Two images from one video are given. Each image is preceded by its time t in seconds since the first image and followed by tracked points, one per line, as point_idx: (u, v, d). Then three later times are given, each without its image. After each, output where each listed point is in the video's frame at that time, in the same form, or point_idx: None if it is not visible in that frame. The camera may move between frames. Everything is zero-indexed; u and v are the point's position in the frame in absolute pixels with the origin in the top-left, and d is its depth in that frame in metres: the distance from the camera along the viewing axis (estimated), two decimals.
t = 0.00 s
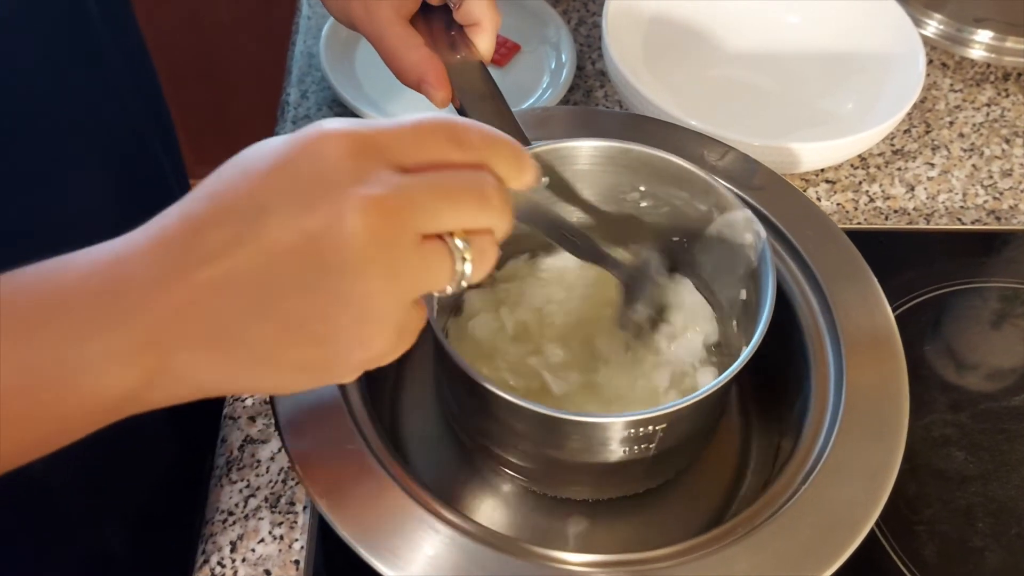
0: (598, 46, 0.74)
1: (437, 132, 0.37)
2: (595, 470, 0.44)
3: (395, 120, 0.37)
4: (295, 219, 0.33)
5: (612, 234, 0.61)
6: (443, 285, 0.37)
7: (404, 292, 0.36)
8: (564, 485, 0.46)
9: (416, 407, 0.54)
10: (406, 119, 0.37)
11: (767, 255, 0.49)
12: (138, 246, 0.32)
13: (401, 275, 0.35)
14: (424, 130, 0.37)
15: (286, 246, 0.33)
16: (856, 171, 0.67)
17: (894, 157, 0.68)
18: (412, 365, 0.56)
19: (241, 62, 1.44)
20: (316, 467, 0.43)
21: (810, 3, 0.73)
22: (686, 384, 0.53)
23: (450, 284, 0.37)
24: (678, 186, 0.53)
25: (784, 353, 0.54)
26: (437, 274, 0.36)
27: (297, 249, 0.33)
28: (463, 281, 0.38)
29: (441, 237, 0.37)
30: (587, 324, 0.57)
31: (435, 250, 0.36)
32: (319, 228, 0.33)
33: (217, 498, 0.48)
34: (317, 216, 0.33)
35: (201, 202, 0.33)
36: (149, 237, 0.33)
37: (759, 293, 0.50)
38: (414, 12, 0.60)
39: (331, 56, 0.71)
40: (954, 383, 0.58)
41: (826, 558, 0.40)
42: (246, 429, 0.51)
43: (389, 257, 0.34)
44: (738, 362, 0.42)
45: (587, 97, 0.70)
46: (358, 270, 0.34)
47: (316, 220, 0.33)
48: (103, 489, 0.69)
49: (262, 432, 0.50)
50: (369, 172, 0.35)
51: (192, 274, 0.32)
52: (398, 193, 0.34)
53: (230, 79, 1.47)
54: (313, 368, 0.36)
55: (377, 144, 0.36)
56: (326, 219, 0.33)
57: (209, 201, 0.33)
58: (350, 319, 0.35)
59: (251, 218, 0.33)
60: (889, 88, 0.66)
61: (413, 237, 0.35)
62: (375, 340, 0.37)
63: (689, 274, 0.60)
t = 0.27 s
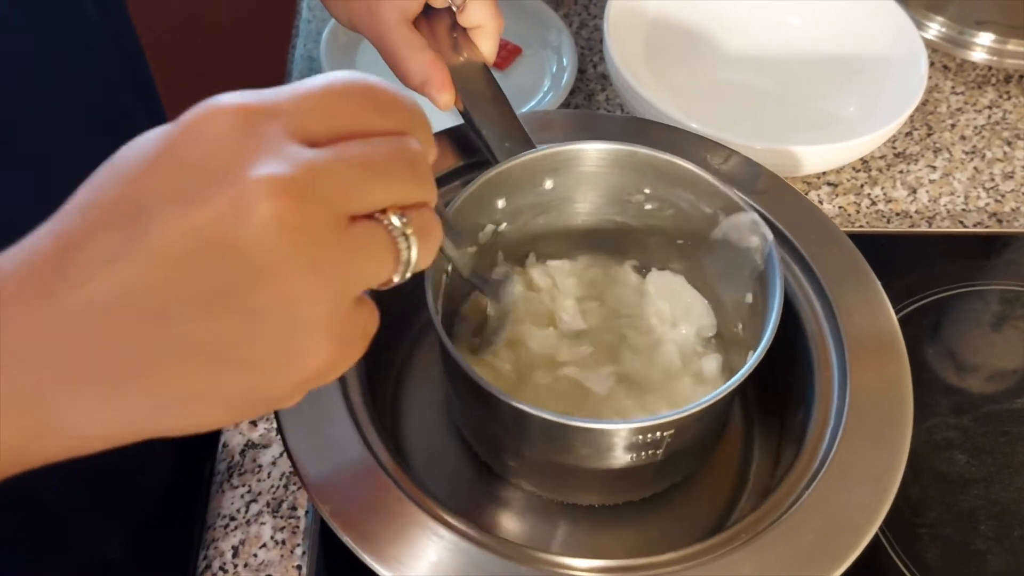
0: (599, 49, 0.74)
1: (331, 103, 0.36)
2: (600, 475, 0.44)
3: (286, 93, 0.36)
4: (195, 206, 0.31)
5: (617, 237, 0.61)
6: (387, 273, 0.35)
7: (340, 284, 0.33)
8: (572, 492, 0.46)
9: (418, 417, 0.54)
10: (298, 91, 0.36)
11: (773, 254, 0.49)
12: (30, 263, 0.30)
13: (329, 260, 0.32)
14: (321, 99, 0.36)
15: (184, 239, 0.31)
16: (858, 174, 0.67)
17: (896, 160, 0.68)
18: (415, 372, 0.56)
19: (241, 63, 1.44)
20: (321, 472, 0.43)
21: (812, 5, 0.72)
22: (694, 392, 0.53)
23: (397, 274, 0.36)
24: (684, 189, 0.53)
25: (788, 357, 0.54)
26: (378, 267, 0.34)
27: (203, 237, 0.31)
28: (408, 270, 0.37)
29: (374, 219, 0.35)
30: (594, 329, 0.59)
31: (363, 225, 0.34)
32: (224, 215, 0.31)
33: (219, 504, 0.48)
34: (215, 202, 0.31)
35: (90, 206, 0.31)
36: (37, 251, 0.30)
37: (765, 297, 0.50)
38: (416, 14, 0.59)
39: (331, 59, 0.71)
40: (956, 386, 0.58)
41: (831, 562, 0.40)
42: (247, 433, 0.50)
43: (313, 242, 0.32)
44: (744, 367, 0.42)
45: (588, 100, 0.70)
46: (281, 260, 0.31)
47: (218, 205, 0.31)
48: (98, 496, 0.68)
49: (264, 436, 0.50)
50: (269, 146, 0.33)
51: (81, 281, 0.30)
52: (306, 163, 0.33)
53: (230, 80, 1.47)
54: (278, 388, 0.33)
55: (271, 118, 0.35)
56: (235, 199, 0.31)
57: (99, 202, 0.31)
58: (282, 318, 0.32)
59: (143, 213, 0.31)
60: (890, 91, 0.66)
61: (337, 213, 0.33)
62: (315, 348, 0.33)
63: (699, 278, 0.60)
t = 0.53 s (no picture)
0: (600, 50, 0.74)
1: (436, 134, 0.37)
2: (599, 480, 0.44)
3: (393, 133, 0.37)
4: (325, 245, 0.32)
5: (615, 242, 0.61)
6: (487, 286, 0.35)
7: (453, 301, 0.34)
8: (569, 498, 0.46)
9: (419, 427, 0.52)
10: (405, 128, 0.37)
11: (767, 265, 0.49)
12: (174, 307, 0.31)
13: (443, 283, 0.34)
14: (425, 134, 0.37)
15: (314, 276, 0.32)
16: (858, 176, 0.67)
17: (896, 161, 0.68)
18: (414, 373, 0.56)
19: (241, 64, 1.44)
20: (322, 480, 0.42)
21: (812, 6, 0.73)
22: (687, 398, 0.52)
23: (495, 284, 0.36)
24: (681, 195, 0.53)
25: (787, 360, 0.54)
26: (478, 281, 0.35)
27: (334, 275, 0.32)
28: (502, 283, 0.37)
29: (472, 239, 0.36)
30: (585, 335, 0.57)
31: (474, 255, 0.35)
32: (353, 253, 0.32)
33: (220, 506, 0.48)
34: (346, 241, 0.32)
35: (228, 251, 0.32)
36: (179, 296, 0.31)
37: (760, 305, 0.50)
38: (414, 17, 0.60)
39: (332, 61, 0.71)
40: (956, 388, 0.58)
41: (832, 564, 0.40)
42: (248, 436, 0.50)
43: (431, 267, 0.33)
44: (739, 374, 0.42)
45: (588, 101, 0.70)
46: (406, 292, 0.33)
47: (343, 245, 0.32)
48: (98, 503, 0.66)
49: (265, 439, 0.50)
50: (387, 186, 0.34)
51: (223, 321, 0.31)
52: (421, 196, 0.34)
53: (229, 81, 1.47)
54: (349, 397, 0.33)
55: (387, 158, 0.35)
56: (360, 236, 0.32)
57: (239, 246, 0.32)
58: (397, 340, 0.33)
59: (289, 253, 0.32)
60: (891, 92, 0.66)
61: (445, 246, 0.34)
62: (430, 363, 0.34)
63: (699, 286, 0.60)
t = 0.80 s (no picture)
0: (600, 51, 0.74)
1: (430, 187, 0.38)
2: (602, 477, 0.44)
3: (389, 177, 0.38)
4: (286, 266, 0.33)
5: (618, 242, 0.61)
6: (459, 346, 0.36)
7: (418, 350, 0.34)
8: (570, 492, 0.46)
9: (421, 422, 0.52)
10: (398, 176, 0.38)
11: (771, 262, 0.49)
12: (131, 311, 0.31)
13: (409, 327, 0.34)
14: (418, 184, 0.38)
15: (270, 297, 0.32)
16: (858, 176, 0.67)
17: (896, 161, 0.69)
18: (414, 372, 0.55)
19: (241, 64, 1.44)
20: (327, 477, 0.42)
21: (812, 7, 0.73)
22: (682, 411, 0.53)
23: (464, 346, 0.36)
24: (683, 192, 0.53)
25: (788, 357, 0.54)
26: (451, 338, 0.35)
27: (295, 290, 0.33)
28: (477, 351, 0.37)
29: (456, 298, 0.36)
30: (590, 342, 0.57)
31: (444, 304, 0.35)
32: (312, 272, 0.33)
33: (222, 506, 0.48)
34: (304, 262, 0.33)
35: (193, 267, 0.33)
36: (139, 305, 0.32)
37: (764, 300, 0.50)
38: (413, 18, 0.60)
39: (332, 62, 0.71)
40: (956, 387, 0.58)
41: (832, 563, 0.40)
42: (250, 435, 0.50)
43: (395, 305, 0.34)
44: (743, 374, 0.42)
45: (589, 101, 0.70)
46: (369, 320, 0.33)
47: (309, 263, 0.33)
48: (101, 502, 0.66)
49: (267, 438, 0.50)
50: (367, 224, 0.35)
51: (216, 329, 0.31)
52: (393, 234, 0.35)
53: (230, 81, 1.47)
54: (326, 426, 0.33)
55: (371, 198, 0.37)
56: (318, 257, 0.33)
57: (206, 262, 0.33)
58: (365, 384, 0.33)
59: (248, 267, 0.33)
60: (890, 92, 0.67)
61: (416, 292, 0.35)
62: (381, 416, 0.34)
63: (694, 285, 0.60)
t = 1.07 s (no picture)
0: (599, 52, 0.74)
1: (423, 237, 0.37)
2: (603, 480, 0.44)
3: (378, 220, 0.37)
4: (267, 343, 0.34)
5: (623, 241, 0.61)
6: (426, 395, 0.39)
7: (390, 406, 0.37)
8: (572, 497, 0.46)
9: (420, 423, 0.52)
10: (387, 219, 0.37)
11: (773, 264, 0.49)
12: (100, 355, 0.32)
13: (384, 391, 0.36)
14: (408, 234, 0.37)
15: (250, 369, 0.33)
16: (858, 177, 0.67)
17: (895, 163, 0.69)
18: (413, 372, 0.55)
19: (241, 65, 1.44)
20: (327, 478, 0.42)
21: (811, 8, 0.73)
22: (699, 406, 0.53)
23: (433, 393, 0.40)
24: (685, 196, 0.54)
25: (788, 359, 0.54)
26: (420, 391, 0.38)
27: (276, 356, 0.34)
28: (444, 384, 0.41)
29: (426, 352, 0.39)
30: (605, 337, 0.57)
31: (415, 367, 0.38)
32: (300, 356, 0.34)
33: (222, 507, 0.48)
34: (292, 344, 0.34)
35: (168, 326, 0.33)
36: (109, 358, 0.32)
37: (766, 304, 0.50)
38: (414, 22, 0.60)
39: (332, 63, 0.71)
40: (956, 389, 0.58)
41: (833, 564, 0.40)
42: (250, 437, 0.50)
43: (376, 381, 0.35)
44: (745, 379, 0.42)
45: (589, 103, 0.70)
46: (351, 391, 0.35)
47: (295, 341, 0.34)
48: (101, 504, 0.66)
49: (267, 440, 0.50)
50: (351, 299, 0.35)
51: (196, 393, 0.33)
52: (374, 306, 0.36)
53: (229, 82, 1.47)
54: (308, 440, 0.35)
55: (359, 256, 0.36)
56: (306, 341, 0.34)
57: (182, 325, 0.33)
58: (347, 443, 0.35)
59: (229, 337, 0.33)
60: (890, 94, 0.67)
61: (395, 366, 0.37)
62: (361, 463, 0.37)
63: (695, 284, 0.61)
